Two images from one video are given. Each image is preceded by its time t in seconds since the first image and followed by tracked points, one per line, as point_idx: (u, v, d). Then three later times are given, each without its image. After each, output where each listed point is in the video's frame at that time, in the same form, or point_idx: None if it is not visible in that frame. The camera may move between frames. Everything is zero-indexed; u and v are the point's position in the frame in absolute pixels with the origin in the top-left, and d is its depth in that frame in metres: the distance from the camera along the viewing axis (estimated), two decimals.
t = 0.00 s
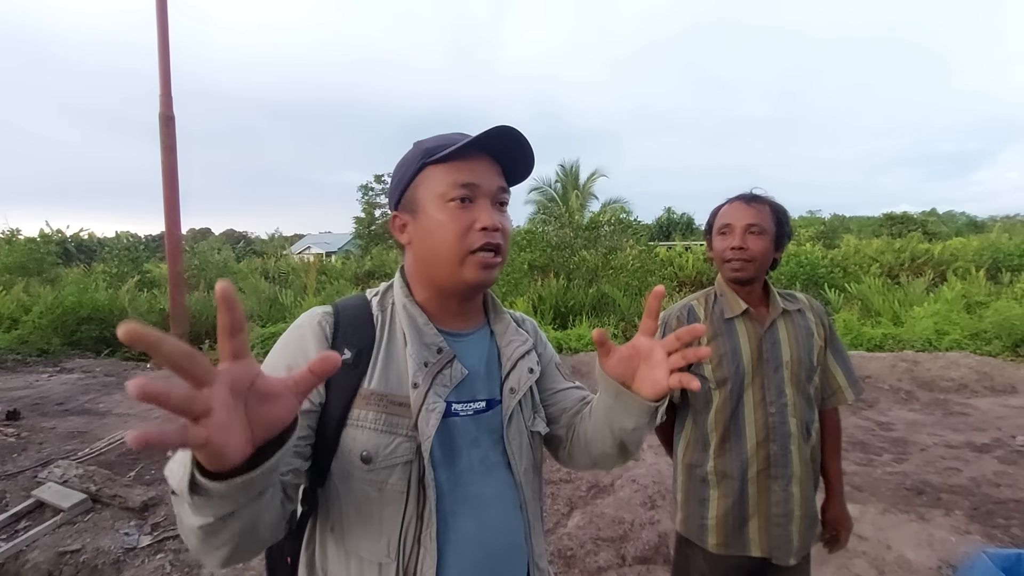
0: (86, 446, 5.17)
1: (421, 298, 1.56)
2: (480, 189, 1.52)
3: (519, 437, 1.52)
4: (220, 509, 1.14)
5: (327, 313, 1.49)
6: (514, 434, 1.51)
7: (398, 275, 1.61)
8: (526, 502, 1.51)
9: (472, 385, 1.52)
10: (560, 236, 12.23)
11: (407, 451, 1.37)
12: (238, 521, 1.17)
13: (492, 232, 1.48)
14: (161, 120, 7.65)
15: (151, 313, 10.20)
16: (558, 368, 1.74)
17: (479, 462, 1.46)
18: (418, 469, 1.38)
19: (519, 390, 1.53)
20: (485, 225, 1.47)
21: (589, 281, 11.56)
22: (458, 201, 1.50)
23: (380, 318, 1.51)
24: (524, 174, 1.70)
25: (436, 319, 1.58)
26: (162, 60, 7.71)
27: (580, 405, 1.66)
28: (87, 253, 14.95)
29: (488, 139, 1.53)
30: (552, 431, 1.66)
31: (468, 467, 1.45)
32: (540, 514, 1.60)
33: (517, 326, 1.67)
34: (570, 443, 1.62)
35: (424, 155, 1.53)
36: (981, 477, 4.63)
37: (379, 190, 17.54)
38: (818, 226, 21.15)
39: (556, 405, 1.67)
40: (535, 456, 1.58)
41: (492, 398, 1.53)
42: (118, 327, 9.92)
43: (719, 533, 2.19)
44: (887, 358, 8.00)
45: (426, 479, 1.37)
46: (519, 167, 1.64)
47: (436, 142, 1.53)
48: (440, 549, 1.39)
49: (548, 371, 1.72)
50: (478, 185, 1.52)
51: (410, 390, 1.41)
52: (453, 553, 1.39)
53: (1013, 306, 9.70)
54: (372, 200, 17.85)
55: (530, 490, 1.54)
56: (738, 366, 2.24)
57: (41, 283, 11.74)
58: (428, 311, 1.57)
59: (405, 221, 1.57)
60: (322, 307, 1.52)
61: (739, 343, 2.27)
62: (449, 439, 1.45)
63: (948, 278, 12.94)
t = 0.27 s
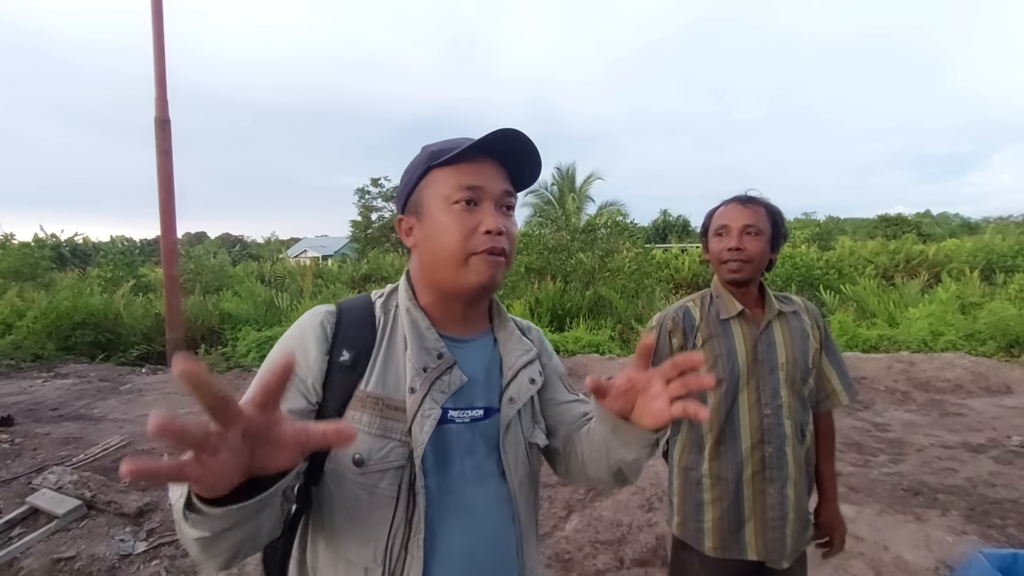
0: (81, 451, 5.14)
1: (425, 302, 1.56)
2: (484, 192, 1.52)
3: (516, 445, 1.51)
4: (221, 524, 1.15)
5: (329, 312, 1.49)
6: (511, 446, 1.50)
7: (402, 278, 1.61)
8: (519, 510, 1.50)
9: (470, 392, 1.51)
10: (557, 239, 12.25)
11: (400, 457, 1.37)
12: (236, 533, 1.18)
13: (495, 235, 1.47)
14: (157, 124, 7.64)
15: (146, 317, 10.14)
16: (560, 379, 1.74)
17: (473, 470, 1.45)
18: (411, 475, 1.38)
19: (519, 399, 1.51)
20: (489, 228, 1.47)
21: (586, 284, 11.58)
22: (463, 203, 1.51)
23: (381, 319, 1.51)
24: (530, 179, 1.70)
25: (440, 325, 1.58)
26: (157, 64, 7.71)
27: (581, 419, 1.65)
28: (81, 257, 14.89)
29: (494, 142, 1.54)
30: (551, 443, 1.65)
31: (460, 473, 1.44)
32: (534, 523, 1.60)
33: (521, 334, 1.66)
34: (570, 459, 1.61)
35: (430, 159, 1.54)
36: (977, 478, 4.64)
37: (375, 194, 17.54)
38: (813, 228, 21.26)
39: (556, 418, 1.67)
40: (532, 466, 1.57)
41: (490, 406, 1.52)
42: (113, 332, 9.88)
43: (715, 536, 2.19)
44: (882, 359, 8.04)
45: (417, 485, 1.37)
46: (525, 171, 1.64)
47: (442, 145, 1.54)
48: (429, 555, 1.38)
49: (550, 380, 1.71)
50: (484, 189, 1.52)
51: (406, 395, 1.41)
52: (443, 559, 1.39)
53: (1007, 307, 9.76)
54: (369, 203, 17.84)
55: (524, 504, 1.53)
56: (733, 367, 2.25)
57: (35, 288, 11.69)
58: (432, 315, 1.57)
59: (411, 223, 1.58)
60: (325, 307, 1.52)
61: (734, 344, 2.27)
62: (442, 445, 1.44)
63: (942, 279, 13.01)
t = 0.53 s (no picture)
0: (75, 456, 5.11)
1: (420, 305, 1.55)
2: (477, 192, 1.51)
3: (511, 456, 1.49)
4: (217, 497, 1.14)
5: (322, 316, 1.49)
6: (505, 457, 1.48)
7: (398, 281, 1.61)
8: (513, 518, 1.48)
9: (465, 400, 1.49)
10: (554, 241, 12.25)
11: (388, 466, 1.36)
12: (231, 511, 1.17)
13: (487, 236, 1.46)
14: (153, 127, 7.62)
15: (141, 320, 10.10)
16: (566, 385, 1.66)
17: (466, 480, 1.45)
18: (399, 485, 1.37)
19: (514, 409, 1.50)
20: (481, 229, 1.46)
21: (582, 286, 11.59)
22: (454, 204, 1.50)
23: (374, 323, 1.50)
24: (528, 180, 1.69)
25: (433, 329, 1.56)
26: (153, 67, 7.69)
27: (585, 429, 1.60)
28: (76, 260, 14.83)
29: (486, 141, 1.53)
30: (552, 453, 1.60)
31: (452, 481, 1.44)
32: (533, 537, 1.57)
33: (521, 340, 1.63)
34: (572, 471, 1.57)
35: (424, 159, 1.54)
36: (974, 478, 4.66)
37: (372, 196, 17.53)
38: (809, 230, 21.35)
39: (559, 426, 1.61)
40: (531, 479, 1.53)
41: (485, 416, 1.50)
42: (108, 335, 9.83)
43: (709, 538, 2.20)
44: (878, 361, 8.06)
45: (405, 495, 1.36)
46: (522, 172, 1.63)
47: (437, 145, 1.54)
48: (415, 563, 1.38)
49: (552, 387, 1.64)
50: (477, 189, 1.51)
51: (396, 403, 1.40)
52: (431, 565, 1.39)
53: (1001, 308, 9.81)
54: (365, 206, 17.83)
55: (519, 517, 1.50)
56: (727, 367, 2.25)
57: (29, 291, 11.62)
58: (426, 319, 1.55)
59: (403, 225, 1.58)
60: (319, 310, 1.52)
61: (728, 344, 2.28)
62: (433, 453, 1.43)
63: (937, 281, 13.07)
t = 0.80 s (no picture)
0: (70, 459, 5.08)
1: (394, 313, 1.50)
2: (428, 189, 1.46)
3: (503, 472, 1.42)
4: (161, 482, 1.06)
5: (291, 329, 1.43)
6: (496, 470, 1.41)
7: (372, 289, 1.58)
8: (506, 532, 1.41)
9: (449, 411, 1.44)
10: (552, 243, 12.26)
11: (361, 489, 1.29)
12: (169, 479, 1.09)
13: (436, 236, 1.41)
14: (149, 129, 7.60)
15: (137, 323, 10.06)
16: (566, 393, 1.64)
17: (452, 498, 1.38)
18: (374, 509, 1.30)
19: (505, 419, 1.43)
20: (431, 230, 1.41)
21: (580, 288, 11.60)
22: (407, 204, 1.47)
23: (347, 334, 1.43)
24: (496, 168, 1.61)
25: (413, 338, 1.51)
26: (150, 69, 7.67)
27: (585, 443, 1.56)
28: (72, 262, 14.78)
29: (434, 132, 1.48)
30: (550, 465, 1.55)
31: (438, 498, 1.38)
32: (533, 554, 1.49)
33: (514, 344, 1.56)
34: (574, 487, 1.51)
35: (379, 162, 1.53)
36: (970, 479, 4.67)
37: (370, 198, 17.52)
38: (806, 231, 21.42)
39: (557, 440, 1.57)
40: (529, 493, 1.47)
41: (472, 427, 1.44)
42: (104, 338, 9.79)
43: (703, 539, 2.20)
44: (875, 362, 8.08)
45: (381, 520, 1.29)
46: (486, 161, 1.55)
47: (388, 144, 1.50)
48: None
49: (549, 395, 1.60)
50: (428, 186, 1.46)
51: (369, 419, 1.33)
52: None
53: (997, 309, 9.85)
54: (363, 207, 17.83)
55: (514, 534, 1.43)
56: (720, 368, 2.26)
57: (25, 293, 11.56)
58: (402, 328, 1.51)
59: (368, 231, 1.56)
60: (289, 323, 1.45)
61: (721, 345, 2.28)
62: (412, 471, 1.37)
63: (933, 282, 13.12)
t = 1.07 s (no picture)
0: (67, 462, 5.06)
1: (361, 319, 1.39)
2: (370, 177, 1.35)
3: (487, 489, 1.28)
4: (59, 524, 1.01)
5: (254, 339, 1.34)
6: (479, 487, 1.28)
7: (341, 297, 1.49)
8: (495, 553, 1.28)
9: (425, 421, 1.33)
10: (550, 244, 12.26)
11: (328, 510, 1.20)
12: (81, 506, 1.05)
13: (384, 226, 1.31)
14: (146, 130, 7.58)
15: (134, 325, 10.01)
16: (562, 398, 1.46)
17: (433, 516, 1.28)
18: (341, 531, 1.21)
19: (485, 429, 1.30)
20: (376, 221, 1.31)
21: (578, 289, 11.60)
22: (352, 196, 1.37)
23: (314, 342, 1.34)
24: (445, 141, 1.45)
25: (384, 344, 1.40)
26: (147, 71, 7.66)
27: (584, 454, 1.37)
28: (69, 264, 14.74)
29: (370, 112, 1.37)
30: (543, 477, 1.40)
31: (415, 518, 1.27)
32: None
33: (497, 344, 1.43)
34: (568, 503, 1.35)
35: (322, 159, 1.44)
36: (968, 479, 4.67)
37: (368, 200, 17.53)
38: (803, 232, 21.47)
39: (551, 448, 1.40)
40: (517, 508, 1.33)
41: (452, 438, 1.33)
42: (100, 340, 9.77)
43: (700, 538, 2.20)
44: (873, 362, 8.09)
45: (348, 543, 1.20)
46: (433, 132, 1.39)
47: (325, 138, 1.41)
48: None
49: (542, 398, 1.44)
50: (368, 174, 1.35)
51: (334, 432, 1.24)
52: None
53: (994, 309, 9.88)
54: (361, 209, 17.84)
55: (503, 555, 1.30)
56: (719, 370, 2.25)
57: (22, 296, 11.55)
58: (372, 334, 1.40)
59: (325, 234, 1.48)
60: (254, 332, 1.36)
61: (718, 347, 2.28)
62: (385, 489, 1.27)
63: (930, 282, 13.15)
